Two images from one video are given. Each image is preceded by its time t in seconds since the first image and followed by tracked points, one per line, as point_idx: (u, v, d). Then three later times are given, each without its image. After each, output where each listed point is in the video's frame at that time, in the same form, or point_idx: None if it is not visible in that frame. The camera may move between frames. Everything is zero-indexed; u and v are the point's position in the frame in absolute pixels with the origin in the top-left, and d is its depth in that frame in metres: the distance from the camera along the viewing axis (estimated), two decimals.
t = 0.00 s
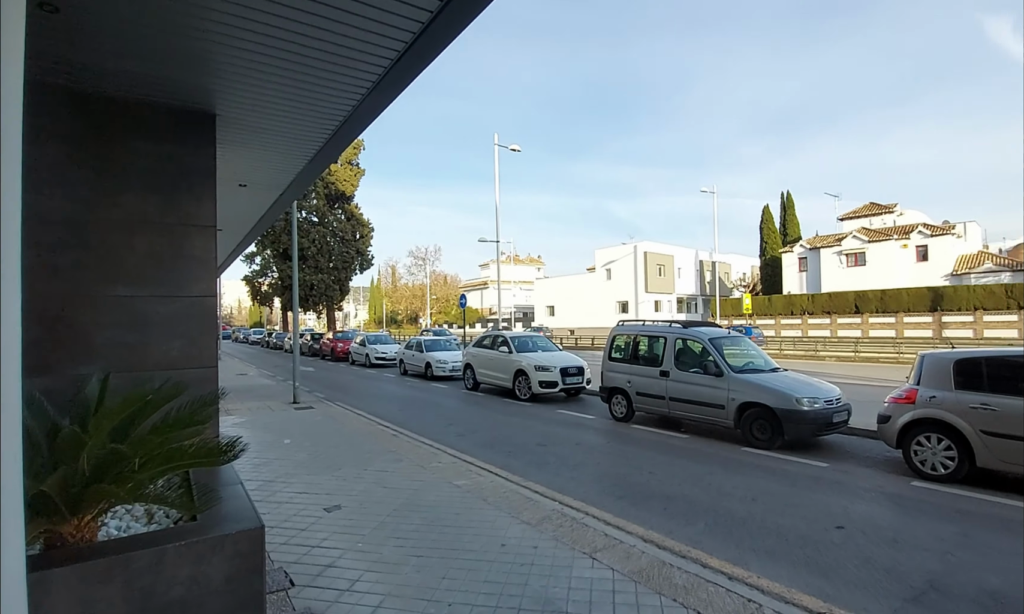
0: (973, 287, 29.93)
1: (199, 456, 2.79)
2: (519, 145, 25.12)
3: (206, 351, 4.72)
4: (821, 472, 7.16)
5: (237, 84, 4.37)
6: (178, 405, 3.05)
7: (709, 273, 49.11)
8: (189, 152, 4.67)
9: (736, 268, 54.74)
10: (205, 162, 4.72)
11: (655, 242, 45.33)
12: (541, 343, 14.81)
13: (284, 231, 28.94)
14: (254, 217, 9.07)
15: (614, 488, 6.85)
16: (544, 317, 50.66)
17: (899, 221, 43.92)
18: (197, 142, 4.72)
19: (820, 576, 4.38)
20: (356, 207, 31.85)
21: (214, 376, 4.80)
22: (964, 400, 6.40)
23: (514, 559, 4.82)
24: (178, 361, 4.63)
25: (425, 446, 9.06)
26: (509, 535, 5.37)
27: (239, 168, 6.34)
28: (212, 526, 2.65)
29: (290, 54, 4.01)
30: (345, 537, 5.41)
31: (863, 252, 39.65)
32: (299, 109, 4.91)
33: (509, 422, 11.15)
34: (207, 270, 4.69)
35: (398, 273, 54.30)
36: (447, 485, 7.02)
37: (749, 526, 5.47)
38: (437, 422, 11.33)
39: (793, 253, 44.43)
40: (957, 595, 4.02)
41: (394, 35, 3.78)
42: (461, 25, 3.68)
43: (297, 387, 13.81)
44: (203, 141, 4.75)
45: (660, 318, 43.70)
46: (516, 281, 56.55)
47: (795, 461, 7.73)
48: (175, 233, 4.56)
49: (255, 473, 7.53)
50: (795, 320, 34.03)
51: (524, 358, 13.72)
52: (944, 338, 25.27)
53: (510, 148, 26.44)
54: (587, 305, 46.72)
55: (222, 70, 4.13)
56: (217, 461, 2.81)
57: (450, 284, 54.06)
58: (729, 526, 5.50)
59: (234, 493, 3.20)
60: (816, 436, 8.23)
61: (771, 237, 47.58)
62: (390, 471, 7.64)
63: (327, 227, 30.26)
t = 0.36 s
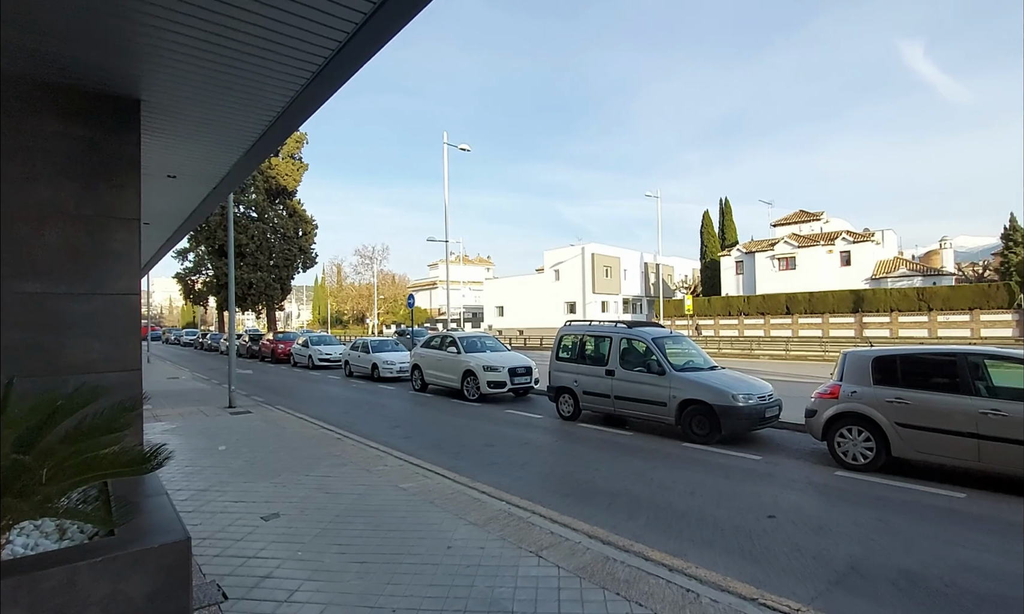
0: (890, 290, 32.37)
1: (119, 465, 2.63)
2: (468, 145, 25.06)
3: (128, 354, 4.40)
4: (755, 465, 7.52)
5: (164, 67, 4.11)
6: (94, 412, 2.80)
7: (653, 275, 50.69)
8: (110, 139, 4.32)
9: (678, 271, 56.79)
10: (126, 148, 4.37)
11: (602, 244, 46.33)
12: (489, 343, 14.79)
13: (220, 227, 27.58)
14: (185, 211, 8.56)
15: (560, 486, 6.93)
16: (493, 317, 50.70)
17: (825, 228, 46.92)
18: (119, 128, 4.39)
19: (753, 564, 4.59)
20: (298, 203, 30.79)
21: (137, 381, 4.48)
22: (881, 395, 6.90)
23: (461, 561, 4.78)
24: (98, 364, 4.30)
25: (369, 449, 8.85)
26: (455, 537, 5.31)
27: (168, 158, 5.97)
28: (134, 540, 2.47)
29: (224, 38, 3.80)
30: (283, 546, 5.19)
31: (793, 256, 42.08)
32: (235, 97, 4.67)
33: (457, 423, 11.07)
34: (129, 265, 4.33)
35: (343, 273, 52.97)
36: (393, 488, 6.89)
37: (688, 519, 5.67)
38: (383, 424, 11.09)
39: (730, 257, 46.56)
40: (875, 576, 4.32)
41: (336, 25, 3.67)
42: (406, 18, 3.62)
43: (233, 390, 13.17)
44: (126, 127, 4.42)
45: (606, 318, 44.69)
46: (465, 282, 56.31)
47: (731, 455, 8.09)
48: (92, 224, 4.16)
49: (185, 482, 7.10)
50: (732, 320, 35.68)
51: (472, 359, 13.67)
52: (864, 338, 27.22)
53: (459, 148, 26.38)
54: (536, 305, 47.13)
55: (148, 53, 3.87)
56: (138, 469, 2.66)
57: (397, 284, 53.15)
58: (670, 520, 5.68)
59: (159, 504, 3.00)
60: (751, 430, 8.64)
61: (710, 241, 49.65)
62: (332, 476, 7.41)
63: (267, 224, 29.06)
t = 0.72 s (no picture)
0: (823, 292, 34.31)
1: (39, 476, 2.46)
2: (420, 143, 24.82)
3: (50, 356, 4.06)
4: (699, 460, 7.79)
5: (91, 50, 3.84)
6: (7, 419, 2.55)
7: (604, 276, 51.71)
8: (27, 124, 3.99)
9: (629, 272, 58.12)
10: (47, 135, 4.05)
11: (555, 245, 46.84)
12: (442, 343, 14.66)
13: (156, 221, 26.11)
14: (115, 204, 8.03)
15: (512, 486, 6.95)
16: (447, 317, 50.30)
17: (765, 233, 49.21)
18: (39, 113, 4.07)
19: (697, 555, 4.76)
20: (242, 198, 29.56)
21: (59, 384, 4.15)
22: (814, 391, 7.30)
23: (411, 564, 4.71)
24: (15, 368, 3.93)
25: (317, 453, 8.59)
26: (405, 540, 5.23)
27: (95, 146, 5.58)
28: (52, 557, 2.29)
29: (156, 21, 3.58)
30: (223, 557, 4.96)
31: (736, 259, 43.92)
32: (169, 84, 4.41)
33: (408, 424, 10.92)
34: (49, 261, 3.99)
35: (291, 271, 51.26)
36: (341, 493, 6.70)
37: (636, 514, 5.81)
38: (331, 427, 10.79)
39: (678, 259, 48.10)
40: (807, 562, 4.55)
41: (279, 14, 3.53)
42: (354, 11, 3.53)
43: (170, 394, 12.48)
44: (47, 112, 4.10)
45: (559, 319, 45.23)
46: (418, 282, 55.62)
47: (677, 451, 8.35)
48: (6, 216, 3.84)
49: (115, 493, 6.67)
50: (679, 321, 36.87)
51: (425, 359, 13.51)
52: (800, 337, 28.72)
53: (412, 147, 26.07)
54: (490, 306, 47.15)
55: (72, 34, 3.61)
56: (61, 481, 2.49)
57: (348, 283, 51.90)
58: (619, 515, 5.80)
59: (82, 517, 2.79)
60: (696, 427, 8.95)
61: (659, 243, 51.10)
62: (277, 482, 7.14)
63: (208, 219, 27.73)
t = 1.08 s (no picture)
0: (765, 293, 35.95)
1: None
2: (373, 139, 24.30)
3: None
4: (648, 456, 8.00)
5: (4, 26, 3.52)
6: None
7: (559, 276, 52.31)
8: None
9: (583, 273, 59.01)
10: None
11: (511, 245, 46.99)
12: (395, 343, 14.42)
13: (86, 214, 24.45)
14: (38, 194, 7.45)
15: (465, 486, 6.93)
16: (401, 317, 49.57)
17: (712, 235, 51.10)
18: None
19: (644, 548, 4.89)
20: (182, 191, 28.12)
21: None
22: (755, 387, 7.64)
23: (360, 569, 4.62)
24: None
25: (262, 458, 8.29)
26: (355, 545, 5.12)
27: (13, 131, 5.15)
28: None
29: None
30: (159, 569, 4.70)
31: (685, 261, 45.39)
32: (96, 65, 4.09)
33: (360, 426, 10.69)
34: None
35: (235, 269, 49.17)
36: (288, 498, 6.49)
37: (587, 510, 5.91)
38: (278, 431, 10.43)
39: (630, 260, 49.23)
40: (747, 551, 4.77)
41: None
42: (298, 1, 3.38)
43: (101, 398, 11.73)
44: None
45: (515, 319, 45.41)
46: (371, 281, 54.53)
47: (627, 447, 8.55)
48: None
49: (38, 505, 6.21)
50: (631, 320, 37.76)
51: (377, 360, 13.26)
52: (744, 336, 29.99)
53: (365, 144, 25.53)
54: (445, 305, 46.80)
55: None
56: None
57: (297, 282, 50.29)
58: (570, 512, 5.89)
59: None
60: (646, 424, 9.19)
61: (612, 244, 52.14)
62: (219, 489, 6.84)
63: (145, 213, 26.18)
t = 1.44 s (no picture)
0: (712, 293, 37.31)
1: None
2: (324, 134, 23.66)
3: None
4: (600, 453, 8.16)
5: None
6: None
7: (515, 276, 52.56)
8: None
9: (539, 272, 59.50)
10: None
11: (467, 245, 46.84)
12: (348, 343, 14.09)
13: (6, 206, 22.69)
14: None
15: (418, 487, 6.86)
16: (354, 316, 48.50)
17: (663, 237, 52.60)
18: None
19: (594, 543, 4.99)
20: (116, 183, 26.56)
21: None
22: (701, 384, 7.93)
23: (308, 576, 4.50)
24: None
25: (204, 464, 7.93)
26: (302, 551, 4.98)
27: None
28: None
29: None
30: (88, 585, 4.43)
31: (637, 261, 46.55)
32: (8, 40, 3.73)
33: (309, 429, 10.39)
34: None
35: (176, 266, 46.75)
36: (232, 505, 6.24)
37: (540, 507, 5.97)
38: (222, 435, 10.00)
39: (584, 260, 50.01)
40: (692, 542, 4.94)
41: None
42: None
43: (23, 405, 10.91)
44: None
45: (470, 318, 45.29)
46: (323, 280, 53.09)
47: (580, 445, 8.69)
48: None
49: None
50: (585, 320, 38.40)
51: (328, 361, 12.93)
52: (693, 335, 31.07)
53: (316, 138, 24.80)
54: (399, 305, 46.14)
55: None
56: None
57: (244, 280, 48.35)
58: (523, 510, 5.94)
59: None
60: (598, 421, 9.36)
61: (567, 245, 52.87)
62: (156, 497, 6.50)
63: (74, 206, 24.54)
